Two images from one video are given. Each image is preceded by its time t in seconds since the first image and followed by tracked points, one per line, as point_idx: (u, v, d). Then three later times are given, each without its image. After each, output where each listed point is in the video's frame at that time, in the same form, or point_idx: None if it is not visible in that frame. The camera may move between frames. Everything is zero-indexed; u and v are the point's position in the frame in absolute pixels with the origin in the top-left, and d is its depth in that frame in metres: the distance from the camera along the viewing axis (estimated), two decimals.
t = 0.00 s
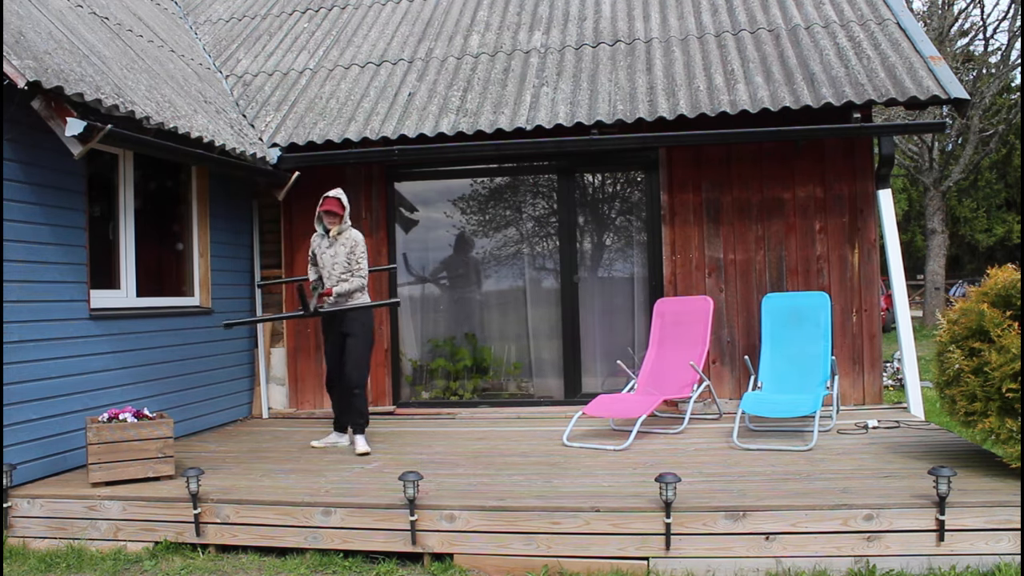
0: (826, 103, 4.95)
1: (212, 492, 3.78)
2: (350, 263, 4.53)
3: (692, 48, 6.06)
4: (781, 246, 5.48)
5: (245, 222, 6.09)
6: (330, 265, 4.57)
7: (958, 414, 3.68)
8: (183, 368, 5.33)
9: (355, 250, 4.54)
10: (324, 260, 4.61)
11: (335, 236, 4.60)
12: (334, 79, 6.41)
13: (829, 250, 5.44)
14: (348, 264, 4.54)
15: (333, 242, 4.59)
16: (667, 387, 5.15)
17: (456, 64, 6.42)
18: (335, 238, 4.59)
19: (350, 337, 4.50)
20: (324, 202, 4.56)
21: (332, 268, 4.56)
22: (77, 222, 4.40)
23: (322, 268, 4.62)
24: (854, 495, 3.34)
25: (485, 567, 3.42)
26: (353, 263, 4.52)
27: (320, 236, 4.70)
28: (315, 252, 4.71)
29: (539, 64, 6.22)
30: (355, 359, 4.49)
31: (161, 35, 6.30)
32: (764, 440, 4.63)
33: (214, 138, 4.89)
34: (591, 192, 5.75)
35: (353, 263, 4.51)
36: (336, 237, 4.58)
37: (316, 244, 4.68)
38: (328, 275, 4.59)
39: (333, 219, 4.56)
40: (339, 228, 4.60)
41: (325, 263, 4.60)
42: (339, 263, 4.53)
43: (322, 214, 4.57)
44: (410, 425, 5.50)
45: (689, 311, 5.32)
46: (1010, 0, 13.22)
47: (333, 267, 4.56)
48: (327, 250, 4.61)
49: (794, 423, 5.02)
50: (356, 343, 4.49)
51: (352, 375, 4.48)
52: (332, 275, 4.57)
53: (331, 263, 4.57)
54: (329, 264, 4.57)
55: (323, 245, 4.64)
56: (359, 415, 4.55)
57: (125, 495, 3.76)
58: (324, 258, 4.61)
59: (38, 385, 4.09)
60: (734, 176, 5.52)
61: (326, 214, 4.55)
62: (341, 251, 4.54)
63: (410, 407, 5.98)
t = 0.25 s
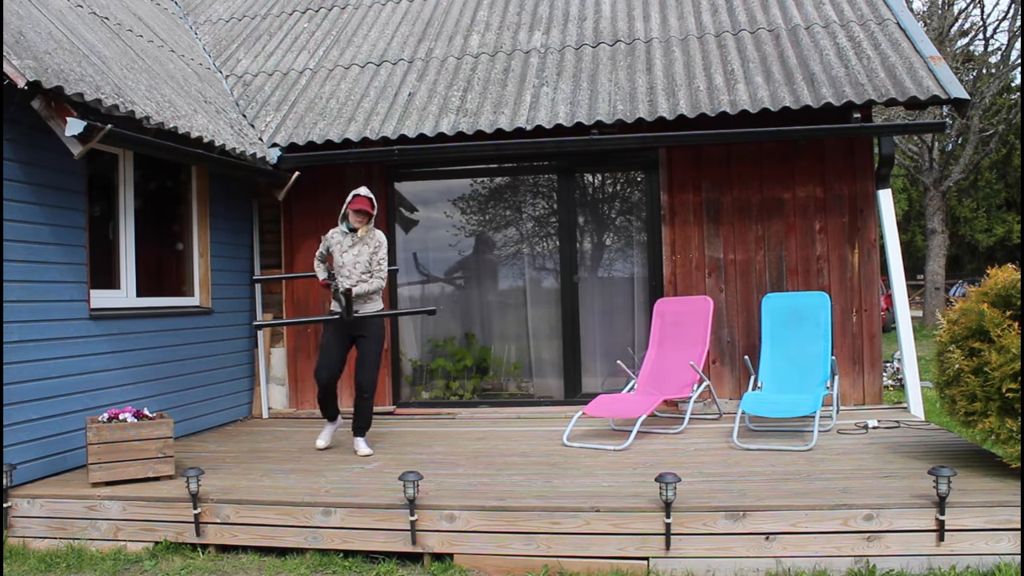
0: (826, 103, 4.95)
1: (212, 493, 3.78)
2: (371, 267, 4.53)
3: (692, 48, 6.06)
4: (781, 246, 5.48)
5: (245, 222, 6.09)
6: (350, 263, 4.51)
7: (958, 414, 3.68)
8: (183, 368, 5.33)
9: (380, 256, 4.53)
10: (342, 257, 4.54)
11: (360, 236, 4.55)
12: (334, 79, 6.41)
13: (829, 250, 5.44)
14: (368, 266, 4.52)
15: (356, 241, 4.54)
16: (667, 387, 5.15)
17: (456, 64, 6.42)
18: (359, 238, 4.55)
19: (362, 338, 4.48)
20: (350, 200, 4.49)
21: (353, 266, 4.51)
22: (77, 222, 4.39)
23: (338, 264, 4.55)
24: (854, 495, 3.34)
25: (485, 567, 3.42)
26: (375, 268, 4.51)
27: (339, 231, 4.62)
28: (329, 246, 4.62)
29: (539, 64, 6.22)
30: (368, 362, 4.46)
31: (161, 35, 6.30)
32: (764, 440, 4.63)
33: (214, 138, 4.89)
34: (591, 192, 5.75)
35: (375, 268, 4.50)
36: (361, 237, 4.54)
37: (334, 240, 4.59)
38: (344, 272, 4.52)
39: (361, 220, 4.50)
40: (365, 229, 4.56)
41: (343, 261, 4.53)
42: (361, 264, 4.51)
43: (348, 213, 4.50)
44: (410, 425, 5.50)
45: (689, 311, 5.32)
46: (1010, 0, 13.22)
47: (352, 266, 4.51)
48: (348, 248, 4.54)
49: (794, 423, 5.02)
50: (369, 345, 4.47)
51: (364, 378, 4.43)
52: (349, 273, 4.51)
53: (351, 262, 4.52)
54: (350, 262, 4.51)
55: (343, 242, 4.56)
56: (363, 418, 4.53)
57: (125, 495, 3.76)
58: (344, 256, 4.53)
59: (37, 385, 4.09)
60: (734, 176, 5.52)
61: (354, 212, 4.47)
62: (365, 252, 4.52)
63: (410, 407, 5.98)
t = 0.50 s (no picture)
0: (826, 103, 4.95)
1: (212, 493, 3.78)
2: (390, 268, 4.40)
3: (692, 48, 6.05)
4: (781, 246, 5.48)
5: (245, 222, 6.09)
6: (369, 263, 4.35)
7: (958, 414, 3.68)
8: (183, 368, 5.33)
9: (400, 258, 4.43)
10: (362, 256, 4.36)
11: (381, 235, 4.40)
12: (334, 79, 6.41)
13: (829, 250, 5.44)
14: (387, 268, 4.40)
15: (376, 241, 4.38)
16: (667, 387, 5.15)
17: (456, 64, 6.42)
18: (379, 238, 4.40)
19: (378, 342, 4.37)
20: (371, 198, 4.33)
21: (373, 266, 4.35)
22: (77, 222, 4.40)
23: (355, 264, 4.37)
24: (854, 495, 3.34)
25: (485, 567, 3.42)
26: (393, 270, 4.39)
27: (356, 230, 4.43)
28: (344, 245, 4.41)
29: (539, 64, 6.22)
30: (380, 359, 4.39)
31: (161, 35, 6.30)
32: (764, 440, 4.63)
33: (214, 138, 4.89)
34: (591, 192, 5.75)
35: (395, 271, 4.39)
36: (382, 236, 4.39)
37: (352, 239, 4.40)
38: (362, 272, 4.35)
39: (383, 218, 4.36)
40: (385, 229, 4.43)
41: (363, 260, 4.35)
42: (381, 264, 4.37)
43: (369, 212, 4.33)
44: (410, 425, 5.50)
45: (689, 311, 5.32)
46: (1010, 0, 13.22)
47: (373, 266, 4.35)
48: (367, 247, 4.37)
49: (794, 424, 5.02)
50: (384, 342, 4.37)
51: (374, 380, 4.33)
52: (368, 273, 4.35)
53: (370, 262, 4.36)
54: (370, 262, 4.35)
55: (361, 242, 4.38)
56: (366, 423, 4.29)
57: (125, 495, 3.76)
58: (363, 255, 4.36)
59: (37, 385, 4.09)
60: (734, 176, 5.53)
61: (376, 211, 4.31)
62: (385, 253, 4.39)
63: (410, 407, 5.98)
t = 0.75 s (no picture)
0: (826, 103, 4.95)
1: (212, 493, 3.78)
2: (410, 266, 4.17)
3: (692, 48, 6.06)
4: (781, 246, 5.48)
5: (245, 222, 6.09)
6: (391, 261, 4.09)
7: (958, 414, 3.68)
8: (183, 368, 5.33)
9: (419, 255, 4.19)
10: (382, 253, 4.08)
11: (401, 231, 4.13)
12: (334, 79, 6.41)
13: (829, 250, 5.44)
14: (408, 265, 4.16)
15: (396, 237, 4.12)
16: (667, 387, 5.14)
17: (456, 64, 6.42)
18: (398, 234, 4.14)
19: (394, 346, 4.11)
20: (390, 191, 4.03)
21: (395, 264, 4.10)
22: (77, 222, 4.40)
23: (375, 261, 4.09)
24: (854, 495, 3.34)
25: (485, 567, 3.42)
26: (415, 268, 4.16)
27: (372, 224, 4.13)
28: (360, 241, 4.09)
29: (539, 64, 6.22)
30: (402, 368, 4.15)
31: (161, 35, 6.30)
32: (764, 440, 4.63)
33: (215, 138, 4.89)
34: (591, 192, 5.75)
35: (416, 269, 4.15)
36: (401, 232, 4.13)
37: (369, 236, 4.09)
38: (383, 270, 4.09)
39: (402, 213, 4.08)
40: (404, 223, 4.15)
41: (383, 258, 4.08)
42: (403, 262, 4.13)
43: (389, 208, 4.04)
44: (410, 425, 5.50)
45: (689, 311, 5.32)
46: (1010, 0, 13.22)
47: (395, 264, 4.10)
48: (387, 244, 4.10)
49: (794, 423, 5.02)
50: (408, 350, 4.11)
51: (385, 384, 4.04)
52: (389, 271, 4.10)
53: (391, 259, 4.10)
54: (391, 259, 4.09)
55: (380, 238, 4.10)
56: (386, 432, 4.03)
57: (125, 495, 3.76)
58: (383, 252, 4.08)
59: (37, 385, 4.09)
60: (734, 176, 5.52)
61: (394, 207, 4.02)
62: (407, 249, 4.14)
63: (410, 407, 5.98)
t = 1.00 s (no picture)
0: (826, 103, 4.95)
1: (212, 493, 3.78)
2: (435, 262, 3.99)
3: (692, 48, 6.05)
4: (781, 246, 5.48)
5: (245, 222, 6.08)
6: (419, 256, 3.89)
7: (958, 414, 3.68)
8: (183, 368, 5.33)
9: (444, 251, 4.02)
10: (410, 247, 3.88)
11: (429, 224, 3.96)
12: (334, 79, 6.41)
13: (829, 250, 5.44)
14: (433, 261, 3.97)
15: (423, 231, 3.93)
16: (667, 387, 5.14)
17: (456, 64, 6.42)
18: (425, 227, 3.95)
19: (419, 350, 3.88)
20: (419, 182, 3.82)
21: (423, 259, 3.90)
22: (77, 222, 4.40)
23: (401, 255, 3.87)
24: (854, 495, 3.34)
25: (485, 567, 3.42)
26: (439, 264, 3.99)
27: (399, 216, 3.91)
28: (386, 234, 3.87)
29: (539, 64, 6.22)
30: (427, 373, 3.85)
31: (161, 35, 6.30)
32: (764, 440, 4.63)
33: (215, 138, 4.89)
34: (591, 192, 5.75)
35: (440, 265, 3.99)
36: (428, 226, 3.96)
37: (397, 228, 3.87)
38: (409, 265, 3.88)
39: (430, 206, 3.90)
40: (431, 216, 3.97)
41: (411, 252, 3.87)
42: (429, 257, 3.94)
43: (420, 200, 3.84)
44: (410, 425, 5.50)
45: (689, 311, 5.32)
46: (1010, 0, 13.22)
47: (422, 259, 3.90)
48: (415, 237, 3.90)
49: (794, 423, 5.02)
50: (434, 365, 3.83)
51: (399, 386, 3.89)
52: (416, 266, 3.89)
53: (419, 254, 3.90)
54: (419, 254, 3.89)
55: (408, 231, 3.89)
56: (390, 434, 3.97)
57: (126, 495, 3.76)
58: (411, 246, 3.88)
59: (37, 385, 4.09)
60: (734, 176, 5.52)
61: (425, 197, 3.84)
62: (433, 245, 3.96)
63: (410, 407, 5.98)
